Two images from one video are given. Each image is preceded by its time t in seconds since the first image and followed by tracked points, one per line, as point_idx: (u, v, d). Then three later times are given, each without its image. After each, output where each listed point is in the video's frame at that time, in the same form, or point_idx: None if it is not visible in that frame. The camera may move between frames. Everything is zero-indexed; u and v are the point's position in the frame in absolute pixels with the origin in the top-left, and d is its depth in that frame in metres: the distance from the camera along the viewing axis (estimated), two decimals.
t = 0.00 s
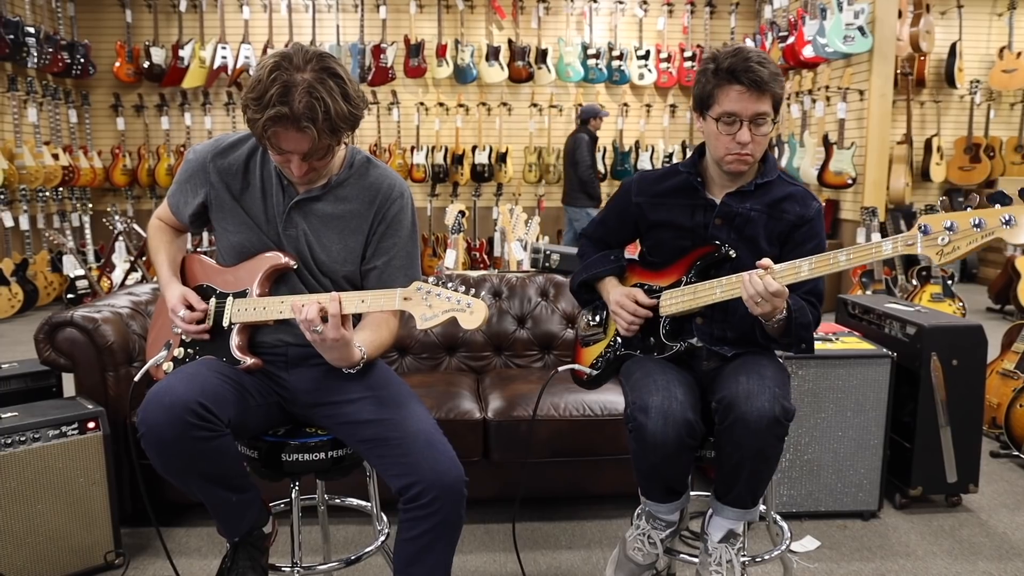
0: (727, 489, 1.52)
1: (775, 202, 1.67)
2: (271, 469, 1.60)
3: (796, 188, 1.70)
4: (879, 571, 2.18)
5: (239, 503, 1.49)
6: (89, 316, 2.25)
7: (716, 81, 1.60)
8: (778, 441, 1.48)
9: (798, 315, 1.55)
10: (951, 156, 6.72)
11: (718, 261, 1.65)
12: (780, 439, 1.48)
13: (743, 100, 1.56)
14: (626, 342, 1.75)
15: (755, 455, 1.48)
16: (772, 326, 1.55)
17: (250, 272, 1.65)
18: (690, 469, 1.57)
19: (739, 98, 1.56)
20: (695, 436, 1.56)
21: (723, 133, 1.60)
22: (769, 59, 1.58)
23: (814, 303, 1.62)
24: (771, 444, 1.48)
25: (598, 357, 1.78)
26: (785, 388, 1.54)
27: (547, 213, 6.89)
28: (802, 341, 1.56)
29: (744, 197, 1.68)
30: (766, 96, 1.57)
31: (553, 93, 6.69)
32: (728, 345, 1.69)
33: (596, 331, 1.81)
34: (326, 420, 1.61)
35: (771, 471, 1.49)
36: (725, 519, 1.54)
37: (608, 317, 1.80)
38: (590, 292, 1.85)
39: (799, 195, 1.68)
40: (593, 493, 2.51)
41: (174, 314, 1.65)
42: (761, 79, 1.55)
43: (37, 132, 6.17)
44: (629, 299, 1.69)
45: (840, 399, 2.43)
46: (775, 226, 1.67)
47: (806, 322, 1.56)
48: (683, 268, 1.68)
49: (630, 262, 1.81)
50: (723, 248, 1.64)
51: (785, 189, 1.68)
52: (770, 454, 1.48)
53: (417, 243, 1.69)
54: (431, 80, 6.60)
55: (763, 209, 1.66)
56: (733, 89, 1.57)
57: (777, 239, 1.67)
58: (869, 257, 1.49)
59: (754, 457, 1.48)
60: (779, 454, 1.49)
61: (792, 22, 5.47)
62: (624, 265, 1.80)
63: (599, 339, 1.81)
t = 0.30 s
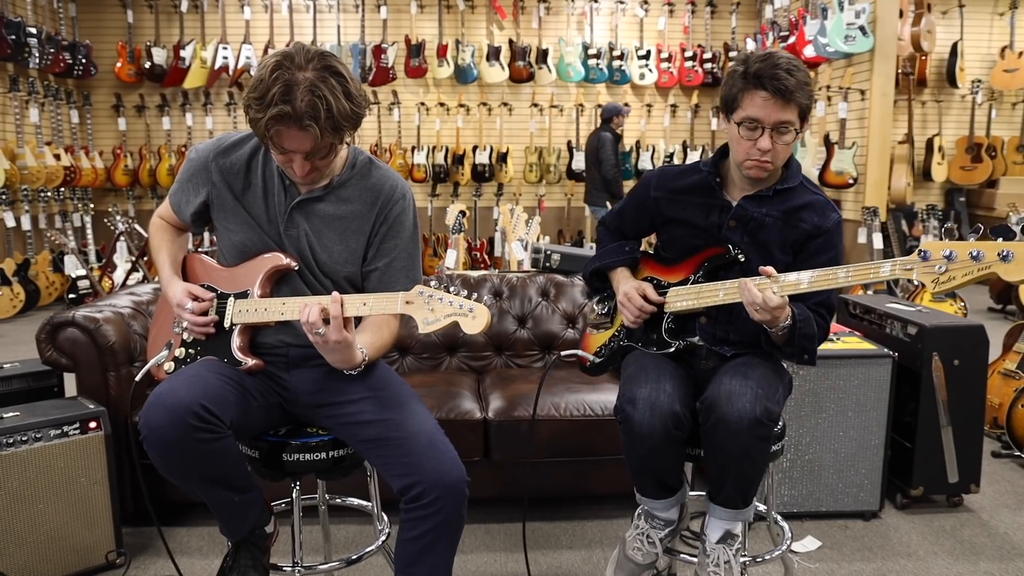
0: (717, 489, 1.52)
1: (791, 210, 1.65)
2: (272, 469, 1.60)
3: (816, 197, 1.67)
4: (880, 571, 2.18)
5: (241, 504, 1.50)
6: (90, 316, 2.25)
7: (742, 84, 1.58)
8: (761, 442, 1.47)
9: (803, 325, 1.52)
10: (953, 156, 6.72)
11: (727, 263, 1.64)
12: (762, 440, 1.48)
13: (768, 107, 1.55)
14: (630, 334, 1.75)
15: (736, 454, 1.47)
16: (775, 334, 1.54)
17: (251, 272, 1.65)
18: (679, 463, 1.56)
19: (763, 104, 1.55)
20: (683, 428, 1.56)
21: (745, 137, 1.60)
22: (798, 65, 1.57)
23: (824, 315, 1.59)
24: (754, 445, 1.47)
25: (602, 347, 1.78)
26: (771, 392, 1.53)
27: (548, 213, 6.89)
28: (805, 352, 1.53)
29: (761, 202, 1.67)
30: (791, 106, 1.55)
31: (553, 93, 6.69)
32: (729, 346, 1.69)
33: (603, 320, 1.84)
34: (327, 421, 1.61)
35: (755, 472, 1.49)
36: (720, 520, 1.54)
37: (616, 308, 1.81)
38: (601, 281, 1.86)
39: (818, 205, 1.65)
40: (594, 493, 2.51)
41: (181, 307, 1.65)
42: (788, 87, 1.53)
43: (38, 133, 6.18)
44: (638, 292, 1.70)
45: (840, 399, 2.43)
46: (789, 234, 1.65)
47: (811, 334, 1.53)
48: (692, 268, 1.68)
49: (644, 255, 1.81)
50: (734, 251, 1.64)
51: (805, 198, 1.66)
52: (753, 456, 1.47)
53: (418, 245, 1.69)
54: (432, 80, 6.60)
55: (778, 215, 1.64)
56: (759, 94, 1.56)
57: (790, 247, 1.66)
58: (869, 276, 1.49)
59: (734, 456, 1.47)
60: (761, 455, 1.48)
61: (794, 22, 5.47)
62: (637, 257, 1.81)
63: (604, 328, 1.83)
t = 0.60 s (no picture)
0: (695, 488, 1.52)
1: (799, 216, 1.63)
2: (271, 469, 1.60)
3: (828, 205, 1.65)
4: (878, 571, 2.18)
5: (240, 504, 1.50)
6: (89, 316, 2.25)
7: (756, 86, 1.59)
8: (732, 441, 1.46)
9: (811, 332, 1.50)
10: (951, 156, 6.72)
11: (729, 265, 1.66)
12: (734, 439, 1.47)
13: (779, 110, 1.55)
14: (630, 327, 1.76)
15: (706, 453, 1.47)
16: (781, 338, 1.53)
17: (251, 272, 1.65)
18: (658, 454, 1.57)
19: (775, 107, 1.55)
20: (659, 416, 1.56)
21: (756, 139, 1.60)
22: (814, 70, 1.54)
23: (829, 325, 1.57)
24: (726, 444, 1.46)
25: (606, 336, 1.82)
26: (747, 391, 1.53)
27: (547, 213, 6.90)
28: (811, 359, 1.52)
29: (769, 205, 1.65)
30: (804, 110, 1.54)
31: (552, 93, 6.69)
32: (725, 346, 1.67)
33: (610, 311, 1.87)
34: (326, 421, 1.61)
35: (729, 470, 1.48)
36: (708, 519, 1.54)
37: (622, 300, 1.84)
38: (610, 271, 1.88)
39: (826, 213, 1.63)
40: (593, 493, 2.51)
41: (175, 313, 1.65)
42: (801, 91, 1.53)
43: (37, 132, 6.17)
44: (640, 287, 1.71)
45: (838, 399, 2.43)
46: (795, 239, 1.63)
47: (818, 340, 1.50)
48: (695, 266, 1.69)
49: (655, 249, 1.82)
50: (737, 253, 1.66)
51: (814, 204, 1.64)
52: (724, 454, 1.47)
53: (417, 246, 1.69)
54: (431, 80, 6.60)
55: (784, 220, 1.63)
56: (771, 97, 1.56)
57: (796, 253, 1.64)
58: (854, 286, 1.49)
59: (704, 453, 1.47)
60: (733, 453, 1.47)
61: (792, 22, 5.47)
62: (647, 252, 1.82)
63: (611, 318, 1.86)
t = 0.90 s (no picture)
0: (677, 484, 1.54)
1: (797, 214, 1.62)
2: (268, 468, 1.60)
3: (828, 204, 1.64)
4: (874, 571, 2.18)
5: (237, 502, 1.49)
6: (86, 315, 2.25)
7: (757, 70, 1.62)
8: (709, 439, 1.47)
9: (802, 329, 1.49)
10: (948, 156, 6.73)
11: (722, 262, 1.66)
12: (710, 438, 1.47)
13: (776, 88, 1.57)
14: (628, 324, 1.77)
15: (685, 451, 1.48)
16: (774, 338, 1.51)
17: (247, 271, 1.65)
18: (641, 448, 1.59)
19: (773, 85, 1.58)
20: (640, 409, 1.58)
21: (753, 119, 1.62)
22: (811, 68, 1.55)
23: (825, 324, 1.56)
24: (703, 444, 1.47)
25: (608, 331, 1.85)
26: (727, 391, 1.53)
27: (544, 212, 6.90)
28: (803, 358, 1.51)
29: (766, 202, 1.65)
30: (801, 88, 1.56)
31: (549, 93, 6.70)
32: (718, 344, 1.68)
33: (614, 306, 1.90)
34: (323, 420, 1.61)
35: (708, 469, 1.48)
36: (698, 517, 1.54)
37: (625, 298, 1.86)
38: (614, 266, 1.88)
39: (826, 211, 1.61)
40: (590, 493, 2.51)
41: (173, 311, 1.65)
42: (799, 71, 1.56)
43: (34, 131, 6.16)
44: (636, 282, 1.71)
45: (836, 399, 2.44)
46: (792, 238, 1.62)
47: (809, 339, 1.50)
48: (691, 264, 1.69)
49: (658, 245, 1.81)
50: (729, 251, 1.66)
51: (813, 203, 1.63)
52: (702, 453, 1.48)
53: (414, 246, 1.69)
54: (428, 80, 6.60)
55: (781, 217, 1.63)
56: (771, 77, 1.59)
57: (792, 251, 1.63)
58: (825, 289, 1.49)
59: (682, 451, 1.49)
60: (713, 452, 1.48)
61: (789, 22, 5.47)
62: (651, 248, 1.81)
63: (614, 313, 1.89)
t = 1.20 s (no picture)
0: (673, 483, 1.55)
1: (784, 208, 1.63)
2: (266, 466, 1.60)
3: (815, 197, 1.65)
4: (872, 570, 2.18)
5: (235, 501, 1.49)
6: (84, 314, 2.25)
7: (735, 66, 1.66)
8: (705, 439, 1.48)
9: (794, 325, 1.50)
10: (948, 156, 6.73)
11: (711, 261, 1.64)
12: (706, 438, 1.48)
13: (753, 80, 1.61)
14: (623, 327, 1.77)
15: (681, 449, 1.49)
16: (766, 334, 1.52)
17: (246, 270, 1.65)
18: (637, 448, 1.59)
19: (749, 78, 1.61)
20: (635, 410, 1.58)
21: (732, 113, 1.65)
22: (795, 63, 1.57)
23: (817, 318, 1.57)
24: (698, 444, 1.48)
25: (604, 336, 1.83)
26: (722, 390, 1.53)
27: (543, 211, 6.90)
28: (797, 354, 1.51)
29: (751, 198, 1.67)
30: (776, 79, 1.60)
31: (549, 92, 6.70)
32: (712, 343, 1.68)
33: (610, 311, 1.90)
34: (320, 419, 1.61)
35: (704, 468, 1.49)
36: (695, 515, 1.55)
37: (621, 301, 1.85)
38: (608, 271, 1.88)
39: (813, 205, 1.63)
40: (589, 492, 2.51)
41: (173, 306, 1.64)
42: (774, 61, 1.59)
43: (32, 129, 6.15)
44: (629, 286, 1.72)
45: (834, 398, 2.44)
46: (780, 232, 1.63)
47: (802, 334, 1.50)
48: (681, 264, 1.68)
49: (650, 248, 1.81)
50: (717, 250, 1.64)
51: (800, 197, 1.64)
52: (698, 452, 1.48)
53: (412, 246, 1.69)
54: (427, 78, 6.59)
55: (768, 213, 1.64)
56: (748, 71, 1.63)
57: (780, 246, 1.64)
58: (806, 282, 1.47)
59: (679, 450, 1.49)
60: (709, 451, 1.48)
61: (788, 21, 5.46)
62: (641, 251, 1.82)
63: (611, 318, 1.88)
